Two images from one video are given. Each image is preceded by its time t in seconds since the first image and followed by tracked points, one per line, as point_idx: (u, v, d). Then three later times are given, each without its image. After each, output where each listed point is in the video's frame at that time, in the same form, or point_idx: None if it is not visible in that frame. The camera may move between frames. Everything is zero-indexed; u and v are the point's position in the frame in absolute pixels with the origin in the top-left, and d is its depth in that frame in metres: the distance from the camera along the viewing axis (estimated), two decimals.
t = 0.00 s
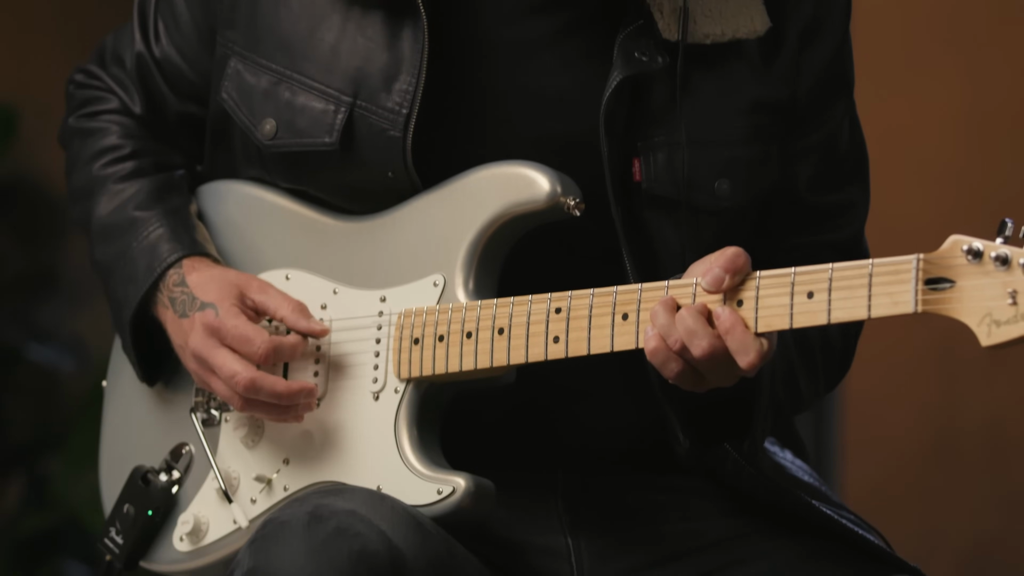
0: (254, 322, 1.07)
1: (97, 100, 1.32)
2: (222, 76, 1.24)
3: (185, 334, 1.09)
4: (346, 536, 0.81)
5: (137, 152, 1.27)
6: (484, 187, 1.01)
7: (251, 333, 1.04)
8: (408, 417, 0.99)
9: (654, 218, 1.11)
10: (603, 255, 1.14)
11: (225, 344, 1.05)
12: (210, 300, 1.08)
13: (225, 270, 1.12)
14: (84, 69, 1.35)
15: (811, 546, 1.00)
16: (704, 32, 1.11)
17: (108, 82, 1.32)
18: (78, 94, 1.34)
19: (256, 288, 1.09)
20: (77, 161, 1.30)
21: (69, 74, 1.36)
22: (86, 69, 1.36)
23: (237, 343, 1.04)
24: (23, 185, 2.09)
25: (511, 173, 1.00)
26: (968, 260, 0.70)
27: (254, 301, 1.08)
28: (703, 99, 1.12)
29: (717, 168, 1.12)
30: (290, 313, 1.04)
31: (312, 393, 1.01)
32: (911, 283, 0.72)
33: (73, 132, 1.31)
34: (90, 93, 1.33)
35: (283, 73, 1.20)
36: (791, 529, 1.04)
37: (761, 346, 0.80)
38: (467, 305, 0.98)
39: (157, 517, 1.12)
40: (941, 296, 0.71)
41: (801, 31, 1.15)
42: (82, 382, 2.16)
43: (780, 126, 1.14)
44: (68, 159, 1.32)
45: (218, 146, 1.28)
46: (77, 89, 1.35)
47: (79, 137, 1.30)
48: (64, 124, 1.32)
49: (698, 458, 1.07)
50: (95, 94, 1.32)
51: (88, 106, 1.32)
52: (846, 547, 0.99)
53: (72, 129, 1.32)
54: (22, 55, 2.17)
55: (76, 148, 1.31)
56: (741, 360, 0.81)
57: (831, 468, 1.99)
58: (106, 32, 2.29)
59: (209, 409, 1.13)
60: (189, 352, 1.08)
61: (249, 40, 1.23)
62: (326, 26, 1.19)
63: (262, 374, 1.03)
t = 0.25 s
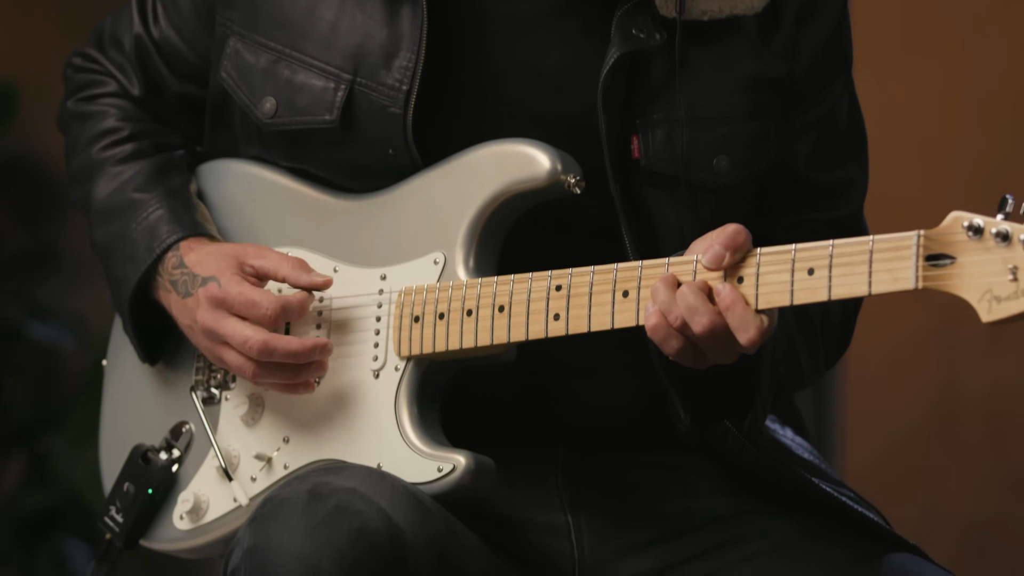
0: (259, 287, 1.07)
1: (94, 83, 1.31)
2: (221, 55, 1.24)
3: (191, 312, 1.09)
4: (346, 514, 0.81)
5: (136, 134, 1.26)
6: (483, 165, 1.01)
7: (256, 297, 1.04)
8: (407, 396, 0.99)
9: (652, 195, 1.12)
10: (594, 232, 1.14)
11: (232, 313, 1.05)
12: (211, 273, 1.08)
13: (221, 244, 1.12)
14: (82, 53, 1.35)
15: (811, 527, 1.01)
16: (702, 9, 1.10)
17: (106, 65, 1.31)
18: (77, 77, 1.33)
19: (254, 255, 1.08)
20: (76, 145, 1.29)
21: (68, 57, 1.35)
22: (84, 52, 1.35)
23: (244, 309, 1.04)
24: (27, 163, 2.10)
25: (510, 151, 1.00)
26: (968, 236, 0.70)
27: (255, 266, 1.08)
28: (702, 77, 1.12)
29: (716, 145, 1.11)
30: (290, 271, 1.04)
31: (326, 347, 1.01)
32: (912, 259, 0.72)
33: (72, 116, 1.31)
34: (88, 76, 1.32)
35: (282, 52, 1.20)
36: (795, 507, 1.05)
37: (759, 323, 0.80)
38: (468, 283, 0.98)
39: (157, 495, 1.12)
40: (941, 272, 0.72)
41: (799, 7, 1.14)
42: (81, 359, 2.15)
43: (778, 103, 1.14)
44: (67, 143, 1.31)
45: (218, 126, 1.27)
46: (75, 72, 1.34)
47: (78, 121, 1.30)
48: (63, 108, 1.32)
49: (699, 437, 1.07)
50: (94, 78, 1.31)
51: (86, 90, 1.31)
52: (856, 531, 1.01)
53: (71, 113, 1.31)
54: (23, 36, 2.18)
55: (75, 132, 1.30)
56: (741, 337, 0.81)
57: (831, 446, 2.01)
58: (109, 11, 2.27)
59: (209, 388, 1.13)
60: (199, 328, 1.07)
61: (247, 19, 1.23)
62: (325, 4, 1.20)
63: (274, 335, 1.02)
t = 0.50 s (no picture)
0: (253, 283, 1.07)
1: (87, 78, 1.31)
2: (217, 45, 1.24)
3: (189, 310, 1.09)
4: (349, 495, 0.80)
5: (128, 128, 1.26)
6: (484, 146, 1.01)
7: (252, 292, 1.04)
8: (411, 376, 0.99)
9: (647, 174, 1.11)
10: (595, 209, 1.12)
11: (230, 309, 1.05)
12: (206, 270, 1.08)
13: (215, 240, 1.12)
14: (75, 47, 1.35)
15: (816, 506, 1.01)
16: None
17: (98, 58, 1.32)
18: (71, 72, 1.33)
19: (248, 250, 1.08)
20: (71, 139, 1.29)
21: (62, 52, 1.36)
22: (77, 47, 1.35)
23: (240, 305, 1.04)
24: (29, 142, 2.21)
25: (514, 132, 1.00)
26: (975, 209, 0.70)
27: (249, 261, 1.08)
28: (695, 54, 1.11)
29: (710, 121, 1.10)
30: (284, 265, 1.04)
31: (324, 342, 1.01)
32: (919, 233, 0.72)
33: (66, 111, 1.31)
34: (82, 70, 1.32)
35: (279, 38, 1.20)
36: (793, 484, 1.05)
37: (811, 299, 0.78)
38: (472, 263, 0.98)
39: (159, 478, 1.12)
40: (949, 245, 0.71)
41: None
42: (82, 341, 2.21)
43: (778, 74, 1.13)
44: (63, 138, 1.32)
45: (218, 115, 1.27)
46: (69, 67, 1.34)
47: (73, 116, 1.30)
48: (57, 103, 1.32)
49: (699, 412, 1.08)
50: (87, 72, 1.32)
51: (80, 85, 1.31)
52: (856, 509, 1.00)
53: (65, 108, 1.31)
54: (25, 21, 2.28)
55: (69, 127, 1.30)
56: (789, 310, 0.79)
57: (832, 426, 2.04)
58: None
59: (212, 370, 1.13)
60: (196, 325, 1.07)
61: (242, 7, 1.22)
62: None
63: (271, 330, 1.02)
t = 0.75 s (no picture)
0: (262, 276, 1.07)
1: (79, 72, 1.31)
2: (208, 38, 1.24)
3: (194, 300, 1.08)
4: (348, 479, 0.80)
5: (122, 120, 1.26)
6: (487, 128, 1.01)
7: (262, 286, 1.03)
8: (410, 359, 0.99)
9: (647, 167, 1.09)
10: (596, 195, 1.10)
11: (237, 303, 1.05)
12: (214, 261, 1.08)
13: (223, 231, 1.11)
14: (64, 42, 1.34)
15: (814, 488, 1.03)
16: None
17: (88, 51, 1.31)
18: (61, 67, 1.33)
19: (257, 242, 1.08)
20: (65, 134, 1.29)
21: (51, 47, 1.35)
22: (66, 41, 1.35)
23: (251, 298, 1.03)
24: (27, 127, 2.21)
25: (511, 116, 0.99)
26: (975, 192, 0.70)
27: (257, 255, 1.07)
28: (687, 42, 1.09)
29: (708, 109, 1.08)
30: (294, 261, 1.02)
31: (328, 343, 1.00)
32: (919, 216, 0.73)
33: (59, 105, 1.30)
34: (72, 65, 1.32)
35: (268, 34, 1.19)
36: (793, 471, 1.07)
37: (932, 266, 0.73)
38: (470, 247, 0.98)
39: (156, 464, 1.12)
40: (948, 228, 0.72)
41: None
42: (83, 326, 2.24)
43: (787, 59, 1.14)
44: (55, 133, 1.31)
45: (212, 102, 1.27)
46: (59, 61, 1.33)
47: (65, 110, 1.29)
48: (49, 98, 1.31)
49: (707, 398, 1.07)
50: (78, 66, 1.31)
51: (72, 79, 1.31)
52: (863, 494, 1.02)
53: (57, 103, 1.31)
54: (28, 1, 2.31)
55: (62, 122, 1.30)
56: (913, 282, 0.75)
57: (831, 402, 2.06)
58: None
59: (209, 356, 1.13)
60: (201, 316, 1.07)
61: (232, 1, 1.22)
62: None
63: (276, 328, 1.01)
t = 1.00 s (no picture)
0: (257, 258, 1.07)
1: (76, 56, 1.31)
2: (200, 34, 1.23)
3: (193, 288, 1.08)
4: (346, 466, 0.80)
5: (119, 105, 1.26)
6: (478, 116, 1.01)
7: (259, 271, 1.03)
8: (407, 345, 0.99)
9: (649, 162, 1.07)
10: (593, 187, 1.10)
11: (237, 288, 1.05)
12: (207, 250, 1.07)
13: (212, 215, 1.11)
14: (63, 25, 1.34)
15: (809, 475, 1.04)
16: None
17: (86, 36, 1.31)
18: (59, 50, 1.32)
19: (246, 223, 1.07)
20: (61, 117, 1.29)
21: (49, 30, 1.34)
22: (64, 24, 1.34)
23: (249, 283, 1.04)
24: (25, 112, 2.26)
25: (506, 103, 0.99)
26: (969, 180, 0.70)
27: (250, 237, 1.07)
28: (683, 37, 1.08)
29: (709, 103, 1.07)
30: (285, 240, 1.02)
31: (332, 322, 1.00)
32: (912, 205, 0.72)
33: (56, 89, 1.30)
34: (70, 48, 1.31)
35: (258, 31, 1.18)
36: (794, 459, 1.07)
37: (922, 251, 0.73)
38: (466, 235, 0.98)
39: (156, 451, 1.13)
40: (942, 217, 0.71)
41: None
42: (83, 312, 2.26)
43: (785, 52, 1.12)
44: (52, 116, 1.31)
45: (206, 90, 1.26)
46: (57, 45, 1.33)
47: (62, 94, 1.29)
48: (47, 82, 1.31)
49: (710, 390, 1.08)
50: (75, 50, 1.31)
51: (69, 63, 1.31)
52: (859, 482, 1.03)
53: (55, 86, 1.31)
54: None
55: (59, 105, 1.30)
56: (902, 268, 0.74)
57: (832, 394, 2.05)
58: None
59: (207, 343, 1.13)
60: (202, 304, 1.07)
61: None
62: None
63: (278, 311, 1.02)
